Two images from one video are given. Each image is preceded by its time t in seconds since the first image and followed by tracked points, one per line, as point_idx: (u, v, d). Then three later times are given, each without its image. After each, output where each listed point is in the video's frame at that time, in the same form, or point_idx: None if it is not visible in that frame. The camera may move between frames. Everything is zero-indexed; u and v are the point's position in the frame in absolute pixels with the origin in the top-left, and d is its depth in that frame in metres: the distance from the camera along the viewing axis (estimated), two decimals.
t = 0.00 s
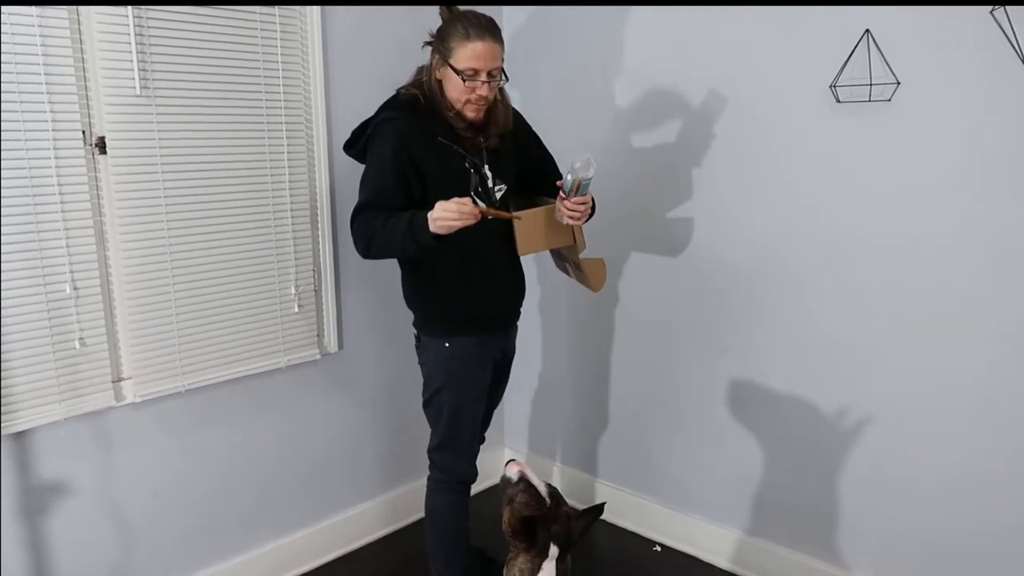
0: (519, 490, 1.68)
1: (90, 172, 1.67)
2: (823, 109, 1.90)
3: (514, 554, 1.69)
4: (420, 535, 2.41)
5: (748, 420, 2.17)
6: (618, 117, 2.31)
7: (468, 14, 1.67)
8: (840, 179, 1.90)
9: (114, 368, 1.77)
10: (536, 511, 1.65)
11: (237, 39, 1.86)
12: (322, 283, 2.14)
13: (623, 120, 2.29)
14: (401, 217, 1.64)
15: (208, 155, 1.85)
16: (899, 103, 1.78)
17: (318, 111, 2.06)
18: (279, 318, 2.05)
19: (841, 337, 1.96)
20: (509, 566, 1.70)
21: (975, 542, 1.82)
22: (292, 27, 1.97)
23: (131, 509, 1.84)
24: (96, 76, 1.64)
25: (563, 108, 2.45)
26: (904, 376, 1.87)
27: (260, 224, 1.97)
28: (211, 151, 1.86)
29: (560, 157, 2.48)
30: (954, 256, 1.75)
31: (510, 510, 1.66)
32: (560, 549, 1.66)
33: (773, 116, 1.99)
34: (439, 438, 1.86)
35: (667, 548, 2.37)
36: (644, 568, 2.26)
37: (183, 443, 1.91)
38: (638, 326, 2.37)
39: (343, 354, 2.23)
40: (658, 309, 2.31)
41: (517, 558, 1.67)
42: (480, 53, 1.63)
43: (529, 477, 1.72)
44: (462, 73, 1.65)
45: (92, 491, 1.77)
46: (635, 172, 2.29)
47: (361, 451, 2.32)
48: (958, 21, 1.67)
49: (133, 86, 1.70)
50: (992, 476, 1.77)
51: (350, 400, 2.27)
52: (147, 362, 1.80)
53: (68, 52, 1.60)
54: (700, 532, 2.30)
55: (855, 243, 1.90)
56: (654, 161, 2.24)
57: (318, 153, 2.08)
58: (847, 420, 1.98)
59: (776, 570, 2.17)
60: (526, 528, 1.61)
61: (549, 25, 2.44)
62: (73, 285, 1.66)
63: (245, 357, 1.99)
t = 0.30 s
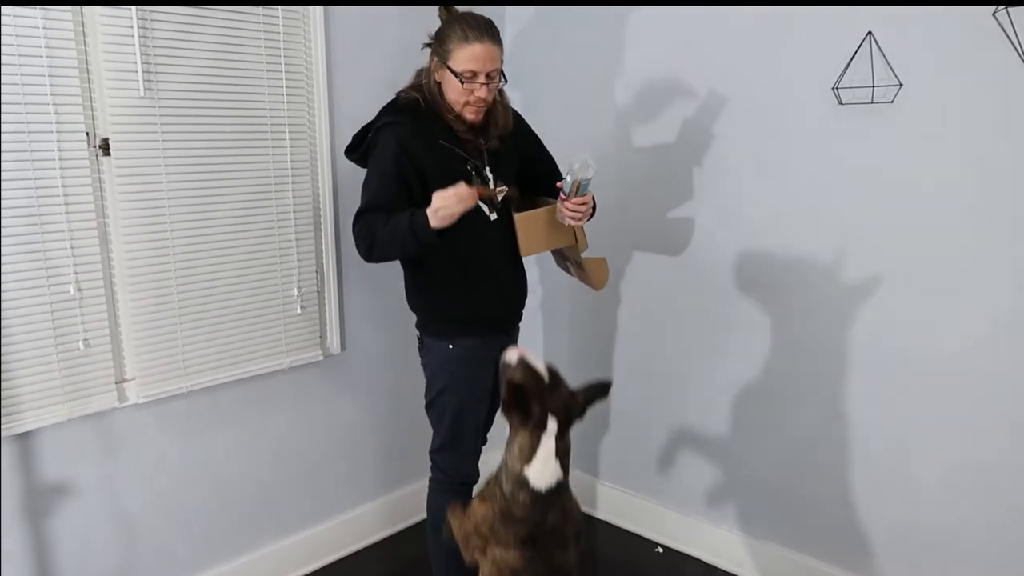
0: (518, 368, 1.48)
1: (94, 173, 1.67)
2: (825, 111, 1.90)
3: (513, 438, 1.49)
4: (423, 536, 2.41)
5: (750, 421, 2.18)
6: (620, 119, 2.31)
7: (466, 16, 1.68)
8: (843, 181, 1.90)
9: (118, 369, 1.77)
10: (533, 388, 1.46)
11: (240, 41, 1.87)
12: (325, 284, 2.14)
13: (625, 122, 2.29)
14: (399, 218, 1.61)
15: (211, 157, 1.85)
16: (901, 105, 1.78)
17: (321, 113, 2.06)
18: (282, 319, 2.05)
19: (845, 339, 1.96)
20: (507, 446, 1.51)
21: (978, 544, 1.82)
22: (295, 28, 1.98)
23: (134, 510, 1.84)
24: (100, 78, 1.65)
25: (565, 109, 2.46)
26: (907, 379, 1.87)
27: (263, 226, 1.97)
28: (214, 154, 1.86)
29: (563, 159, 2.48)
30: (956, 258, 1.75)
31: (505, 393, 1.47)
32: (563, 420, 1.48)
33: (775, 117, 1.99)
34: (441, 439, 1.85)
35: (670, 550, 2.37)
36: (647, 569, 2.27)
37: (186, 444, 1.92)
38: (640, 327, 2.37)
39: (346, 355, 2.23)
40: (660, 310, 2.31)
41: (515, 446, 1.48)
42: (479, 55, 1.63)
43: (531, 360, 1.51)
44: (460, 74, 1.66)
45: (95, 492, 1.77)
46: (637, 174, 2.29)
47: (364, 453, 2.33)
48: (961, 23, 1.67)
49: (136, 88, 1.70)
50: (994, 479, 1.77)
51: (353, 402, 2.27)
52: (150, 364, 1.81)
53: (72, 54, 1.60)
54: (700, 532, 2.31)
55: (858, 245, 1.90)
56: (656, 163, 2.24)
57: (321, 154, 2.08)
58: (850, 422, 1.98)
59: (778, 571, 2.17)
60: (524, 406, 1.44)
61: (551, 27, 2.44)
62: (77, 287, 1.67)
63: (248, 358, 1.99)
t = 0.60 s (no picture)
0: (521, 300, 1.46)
1: (97, 174, 1.67)
2: (828, 113, 1.90)
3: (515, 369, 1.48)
4: (424, 538, 2.41)
5: (750, 424, 2.17)
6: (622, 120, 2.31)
7: (465, 15, 1.68)
8: (845, 183, 1.90)
9: (120, 370, 1.77)
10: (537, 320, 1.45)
11: (243, 42, 1.87)
12: (327, 286, 2.14)
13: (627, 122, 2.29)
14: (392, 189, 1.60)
15: (213, 159, 1.85)
16: (904, 107, 1.78)
17: (324, 114, 2.06)
18: (284, 320, 2.05)
19: (847, 341, 1.95)
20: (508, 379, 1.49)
21: (980, 548, 1.81)
22: (298, 29, 1.98)
23: (135, 511, 1.84)
24: (104, 79, 1.65)
25: (567, 109, 2.46)
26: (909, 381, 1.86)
27: (265, 227, 1.97)
28: (217, 156, 1.86)
29: (565, 160, 2.48)
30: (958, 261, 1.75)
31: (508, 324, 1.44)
32: (564, 351, 1.49)
33: (778, 119, 1.99)
34: (449, 439, 1.86)
35: (672, 551, 2.36)
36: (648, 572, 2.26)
37: (188, 445, 1.92)
38: (637, 326, 2.37)
39: (348, 357, 2.23)
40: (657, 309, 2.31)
41: (516, 377, 1.47)
42: (477, 55, 1.63)
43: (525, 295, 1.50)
44: (458, 75, 1.66)
45: (97, 493, 1.77)
46: (638, 172, 2.28)
47: (365, 455, 2.33)
48: (964, 25, 1.67)
49: (139, 89, 1.71)
50: (996, 482, 1.77)
51: (354, 403, 2.27)
52: (153, 364, 1.81)
53: (76, 54, 1.60)
54: (701, 533, 2.31)
55: (860, 247, 1.89)
56: (658, 163, 2.24)
57: (324, 155, 2.08)
58: (852, 425, 1.98)
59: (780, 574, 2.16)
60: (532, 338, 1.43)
61: (553, 28, 2.44)
62: (80, 288, 1.67)
63: (250, 360, 1.99)
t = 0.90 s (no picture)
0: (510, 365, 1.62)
1: (98, 176, 1.66)
2: (830, 114, 1.89)
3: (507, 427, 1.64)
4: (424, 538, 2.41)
5: (750, 425, 2.17)
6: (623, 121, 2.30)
7: (476, 27, 1.67)
8: (847, 184, 1.89)
9: (122, 371, 1.77)
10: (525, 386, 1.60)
11: (245, 43, 1.87)
12: (329, 287, 2.14)
13: (627, 122, 2.29)
14: (381, 184, 1.63)
15: (216, 161, 1.85)
16: (906, 109, 1.77)
17: (325, 115, 2.06)
18: (286, 321, 2.05)
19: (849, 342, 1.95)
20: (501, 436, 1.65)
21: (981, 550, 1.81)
22: (300, 30, 1.97)
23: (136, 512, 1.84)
24: (106, 80, 1.65)
25: (567, 109, 2.45)
26: (911, 383, 1.86)
27: (267, 228, 1.97)
28: (220, 158, 1.86)
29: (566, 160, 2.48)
30: (959, 263, 1.75)
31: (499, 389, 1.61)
32: (552, 412, 1.63)
33: (779, 119, 1.98)
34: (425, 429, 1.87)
35: (673, 552, 2.36)
36: (649, 573, 2.26)
37: (190, 446, 1.92)
38: (627, 325, 2.40)
39: (349, 358, 2.23)
40: (647, 305, 2.33)
41: (507, 435, 1.63)
42: (482, 69, 1.64)
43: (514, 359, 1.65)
44: (461, 86, 1.67)
45: (98, 493, 1.77)
46: (632, 171, 2.30)
47: (366, 456, 2.32)
48: (967, 27, 1.67)
49: (141, 90, 1.70)
50: (997, 484, 1.76)
51: (355, 404, 2.27)
52: (154, 365, 1.81)
53: (78, 56, 1.60)
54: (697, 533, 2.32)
55: (862, 249, 1.89)
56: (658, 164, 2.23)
57: (325, 157, 2.08)
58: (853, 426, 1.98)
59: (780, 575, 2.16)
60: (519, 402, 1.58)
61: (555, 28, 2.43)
62: (82, 289, 1.67)
63: (251, 361, 1.99)
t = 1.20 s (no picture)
0: (516, 451, 1.74)
1: (100, 178, 1.67)
2: (831, 115, 1.89)
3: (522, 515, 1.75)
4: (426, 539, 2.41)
5: (752, 425, 2.17)
6: (623, 123, 2.30)
7: (467, 29, 1.68)
8: (848, 185, 1.89)
9: (124, 373, 1.77)
10: (533, 469, 1.71)
11: (245, 45, 1.86)
12: (331, 289, 2.14)
13: (628, 122, 2.28)
14: (382, 197, 1.64)
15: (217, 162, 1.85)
16: (908, 110, 1.78)
17: (326, 116, 2.06)
18: (288, 323, 2.05)
19: (851, 343, 1.95)
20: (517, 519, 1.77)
21: (984, 549, 1.82)
22: (301, 32, 1.97)
23: (138, 514, 1.84)
24: (107, 83, 1.65)
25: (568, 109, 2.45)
26: (912, 383, 1.86)
27: (269, 230, 1.97)
28: (222, 160, 1.86)
29: (567, 161, 2.48)
30: (961, 263, 1.75)
31: (508, 475, 1.73)
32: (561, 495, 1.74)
33: (781, 120, 1.98)
34: (407, 429, 1.87)
35: (675, 553, 2.36)
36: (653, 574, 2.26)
37: (191, 448, 1.91)
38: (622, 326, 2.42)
39: (350, 359, 2.23)
40: (642, 305, 2.36)
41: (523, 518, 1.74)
42: (476, 73, 1.64)
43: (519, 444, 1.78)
44: (455, 89, 1.67)
45: (101, 495, 1.77)
46: (628, 174, 2.31)
47: (368, 456, 2.32)
48: (970, 27, 1.67)
49: (143, 93, 1.70)
50: (1000, 483, 1.77)
51: (356, 405, 2.27)
52: (156, 367, 1.81)
53: (79, 58, 1.60)
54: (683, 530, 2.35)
55: (863, 249, 1.89)
56: (659, 165, 2.24)
57: (326, 158, 2.08)
58: (854, 427, 1.98)
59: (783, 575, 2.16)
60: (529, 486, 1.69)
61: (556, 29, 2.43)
62: (84, 291, 1.67)
63: (253, 362, 1.99)
